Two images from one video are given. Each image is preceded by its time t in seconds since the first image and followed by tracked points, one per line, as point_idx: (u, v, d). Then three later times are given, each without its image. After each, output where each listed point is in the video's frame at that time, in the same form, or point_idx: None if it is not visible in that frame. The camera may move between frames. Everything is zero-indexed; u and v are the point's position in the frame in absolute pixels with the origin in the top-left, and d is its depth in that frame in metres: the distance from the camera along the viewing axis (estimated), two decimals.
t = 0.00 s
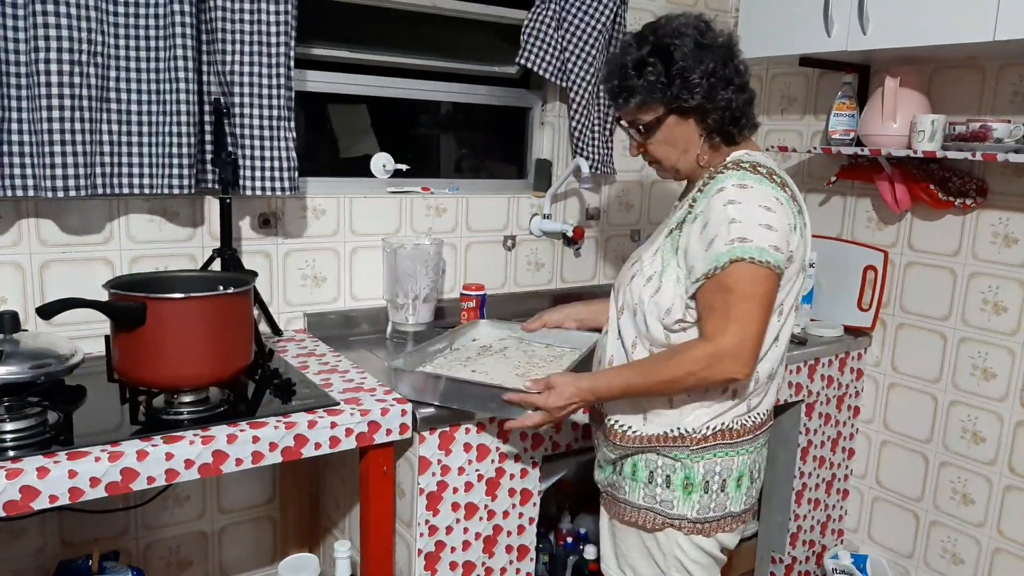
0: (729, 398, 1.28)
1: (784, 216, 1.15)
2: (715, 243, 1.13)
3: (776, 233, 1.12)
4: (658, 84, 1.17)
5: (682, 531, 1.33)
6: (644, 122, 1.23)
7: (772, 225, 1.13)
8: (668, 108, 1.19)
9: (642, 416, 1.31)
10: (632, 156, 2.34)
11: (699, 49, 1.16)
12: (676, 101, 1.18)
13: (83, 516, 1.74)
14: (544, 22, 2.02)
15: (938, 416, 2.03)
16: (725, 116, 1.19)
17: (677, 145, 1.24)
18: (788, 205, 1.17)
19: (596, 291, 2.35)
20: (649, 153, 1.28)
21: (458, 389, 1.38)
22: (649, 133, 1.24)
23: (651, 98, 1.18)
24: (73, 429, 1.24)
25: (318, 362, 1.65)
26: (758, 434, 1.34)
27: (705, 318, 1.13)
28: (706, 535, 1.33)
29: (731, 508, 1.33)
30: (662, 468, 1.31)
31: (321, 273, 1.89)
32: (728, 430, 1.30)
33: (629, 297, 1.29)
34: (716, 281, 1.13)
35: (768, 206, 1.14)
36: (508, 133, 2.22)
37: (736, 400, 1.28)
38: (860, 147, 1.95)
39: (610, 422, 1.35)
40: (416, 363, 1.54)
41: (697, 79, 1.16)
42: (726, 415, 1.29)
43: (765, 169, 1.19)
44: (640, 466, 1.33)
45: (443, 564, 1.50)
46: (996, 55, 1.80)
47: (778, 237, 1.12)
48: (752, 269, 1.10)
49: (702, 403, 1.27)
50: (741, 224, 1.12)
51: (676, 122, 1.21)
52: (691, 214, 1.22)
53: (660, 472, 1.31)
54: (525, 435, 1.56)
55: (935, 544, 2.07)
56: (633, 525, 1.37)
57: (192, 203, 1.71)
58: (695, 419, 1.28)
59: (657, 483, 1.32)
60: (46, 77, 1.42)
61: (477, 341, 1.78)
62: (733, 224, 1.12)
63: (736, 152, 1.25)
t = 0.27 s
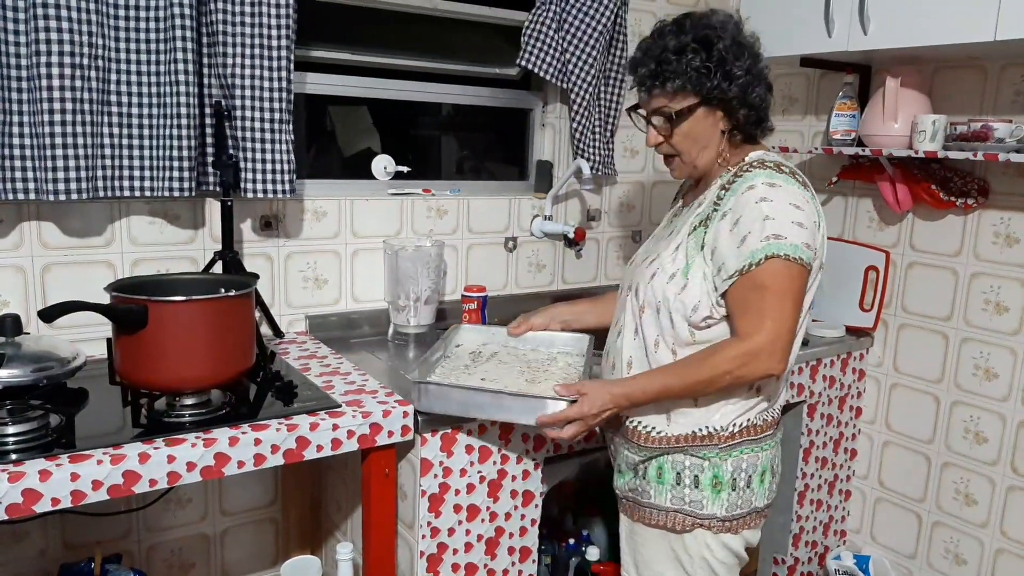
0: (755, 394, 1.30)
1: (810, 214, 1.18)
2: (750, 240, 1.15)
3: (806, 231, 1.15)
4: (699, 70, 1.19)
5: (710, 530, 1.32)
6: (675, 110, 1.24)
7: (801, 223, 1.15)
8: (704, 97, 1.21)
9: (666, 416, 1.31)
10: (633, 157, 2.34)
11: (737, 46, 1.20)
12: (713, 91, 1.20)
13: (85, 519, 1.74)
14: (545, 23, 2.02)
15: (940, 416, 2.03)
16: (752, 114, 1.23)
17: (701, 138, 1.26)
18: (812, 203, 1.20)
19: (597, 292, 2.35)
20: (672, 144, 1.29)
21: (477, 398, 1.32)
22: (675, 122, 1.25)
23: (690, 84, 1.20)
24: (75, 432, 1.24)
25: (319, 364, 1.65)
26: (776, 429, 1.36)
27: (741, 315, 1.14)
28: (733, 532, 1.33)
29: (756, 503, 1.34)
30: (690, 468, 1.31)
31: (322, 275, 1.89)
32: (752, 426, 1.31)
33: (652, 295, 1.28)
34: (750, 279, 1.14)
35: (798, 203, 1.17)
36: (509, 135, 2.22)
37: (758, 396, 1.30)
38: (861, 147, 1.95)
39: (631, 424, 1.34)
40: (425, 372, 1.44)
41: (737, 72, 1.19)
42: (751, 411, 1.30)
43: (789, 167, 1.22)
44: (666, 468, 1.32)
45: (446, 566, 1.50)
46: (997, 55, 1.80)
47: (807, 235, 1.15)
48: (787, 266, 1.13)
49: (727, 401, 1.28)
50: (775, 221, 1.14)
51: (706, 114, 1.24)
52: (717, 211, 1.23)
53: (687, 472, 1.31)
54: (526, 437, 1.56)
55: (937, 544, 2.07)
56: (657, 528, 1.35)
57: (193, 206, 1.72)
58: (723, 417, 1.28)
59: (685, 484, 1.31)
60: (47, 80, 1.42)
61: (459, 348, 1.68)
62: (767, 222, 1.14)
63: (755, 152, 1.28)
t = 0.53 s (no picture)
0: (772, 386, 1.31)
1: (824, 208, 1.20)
2: (766, 232, 1.16)
3: (822, 225, 1.16)
4: (706, 82, 1.20)
5: (731, 522, 1.32)
6: (681, 118, 1.25)
7: (816, 216, 1.16)
8: (710, 106, 1.22)
9: (686, 409, 1.30)
10: (634, 156, 2.34)
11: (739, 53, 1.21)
12: (719, 100, 1.21)
13: (86, 518, 1.74)
14: (545, 22, 2.02)
15: (942, 416, 2.02)
16: (756, 120, 1.25)
17: (706, 144, 1.27)
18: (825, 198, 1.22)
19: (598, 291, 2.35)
20: (678, 151, 1.30)
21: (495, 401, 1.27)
22: (681, 130, 1.26)
23: (696, 95, 1.21)
24: (75, 431, 1.24)
25: (319, 363, 1.64)
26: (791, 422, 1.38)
27: (757, 307, 1.16)
28: (750, 524, 1.34)
29: (772, 496, 1.35)
30: (712, 460, 1.30)
31: (323, 274, 1.89)
32: (772, 418, 1.32)
33: (667, 289, 1.28)
34: (766, 271, 1.16)
35: (812, 197, 1.19)
36: (510, 134, 2.22)
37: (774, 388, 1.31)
38: (863, 147, 1.94)
39: (650, 418, 1.33)
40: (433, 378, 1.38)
41: (743, 82, 1.21)
42: (772, 403, 1.31)
43: (801, 163, 1.24)
44: (686, 461, 1.31)
45: (446, 566, 1.50)
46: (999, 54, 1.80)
47: (823, 228, 1.17)
48: (803, 257, 1.14)
49: (746, 393, 1.29)
50: (791, 214, 1.16)
51: (711, 121, 1.25)
52: (732, 204, 1.24)
53: (709, 465, 1.30)
54: (527, 436, 1.55)
55: (939, 544, 2.07)
56: (678, 523, 1.34)
57: (194, 205, 1.71)
58: (746, 408, 1.29)
59: (706, 476, 1.31)
60: (47, 79, 1.42)
61: (444, 350, 1.61)
62: (784, 215, 1.16)
63: (761, 151, 1.30)
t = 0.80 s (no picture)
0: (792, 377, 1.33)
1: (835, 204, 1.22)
2: (780, 227, 1.17)
3: (833, 219, 1.18)
4: (751, 61, 1.23)
5: (758, 513, 1.33)
6: (713, 91, 1.25)
7: (828, 211, 1.18)
8: (742, 88, 1.24)
9: (709, 403, 1.31)
10: (637, 155, 2.33)
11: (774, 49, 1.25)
12: (753, 85, 1.24)
13: (87, 521, 1.73)
14: (547, 21, 2.01)
15: (948, 415, 2.01)
16: (769, 121, 1.28)
17: (721, 130, 1.28)
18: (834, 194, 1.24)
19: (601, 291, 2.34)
20: (692, 129, 1.29)
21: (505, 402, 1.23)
22: (710, 104, 1.26)
23: (740, 69, 1.22)
24: (77, 433, 1.23)
25: (321, 364, 1.64)
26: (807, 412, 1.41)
27: (768, 303, 1.18)
28: (775, 514, 1.36)
29: (795, 485, 1.37)
30: (740, 452, 1.31)
31: (324, 274, 1.88)
32: (794, 407, 1.35)
33: (681, 287, 1.29)
34: (778, 267, 1.18)
35: (824, 191, 1.20)
36: (512, 133, 2.21)
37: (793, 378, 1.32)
38: (867, 144, 1.93)
39: (675, 413, 1.33)
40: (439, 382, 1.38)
41: (776, 74, 1.25)
42: (794, 392, 1.33)
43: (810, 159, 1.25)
44: (714, 454, 1.32)
45: (450, 568, 1.49)
46: (1004, 50, 1.79)
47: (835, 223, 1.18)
48: (816, 253, 1.16)
49: (767, 383, 1.30)
50: (804, 209, 1.17)
51: (737, 106, 1.27)
52: (743, 200, 1.25)
53: (737, 456, 1.31)
54: (531, 437, 1.54)
55: (945, 544, 2.06)
56: (705, 518, 1.34)
57: (195, 205, 1.70)
58: (771, 398, 1.30)
59: (735, 468, 1.31)
60: (46, 80, 1.41)
61: (443, 353, 1.60)
62: (796, 210, 1.17)
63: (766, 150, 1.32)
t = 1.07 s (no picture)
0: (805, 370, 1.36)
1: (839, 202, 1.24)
2: (785, 223, 1.20)
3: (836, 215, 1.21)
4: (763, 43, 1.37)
5: (777, 505, 1.36)
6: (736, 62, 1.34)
7: (832, 208, 1.21)
8: (753, 67, 1.37)
9: (729, 400, 1.32)
10: (637, 155, 2.34)
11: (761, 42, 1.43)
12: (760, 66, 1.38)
13: (89, 519, 1.74)
14: (547, 22, 2.02)
15: (945, 415, 2.02)
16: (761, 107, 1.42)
17: (739, 104, 1.36)
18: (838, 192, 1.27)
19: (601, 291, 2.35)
20: (721, 101, 1.34)
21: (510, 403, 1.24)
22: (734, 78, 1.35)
23: (756, 44, 1.36)
24: (79, 432, 1.24)
25: (322, 363, 1.65)
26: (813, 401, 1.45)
27: (769, 295, 1.20)
28: (791, 504, 1.39)
29: (807, 474, 1.41)
30: (761, 447, 1.33)
31: (325, 274, 1.89)
32: (807, 399, 1.38)
33: (698, 287, 1.30)
34: (780, 260, 1.20)
35: (827, 188, 1.23)
36: (512, 133, 2.22)
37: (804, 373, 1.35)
38: (866, 145, 1.94)
39: (696, 412, 1.33)
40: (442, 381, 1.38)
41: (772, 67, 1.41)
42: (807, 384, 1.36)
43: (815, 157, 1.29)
44: (736, 451, 1.33)
45: (449, 566, 1.50)
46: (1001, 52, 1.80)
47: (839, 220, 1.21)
48: (819, 248, 1.18)
49: (784, 377, 1.33)
50: (809, 205, 1.19)
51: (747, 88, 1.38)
52: (751, 197, 1.27)
53: (759, 452, 1.33)
54: (530, 436, 1.56)
55: (942, 543, 2.07)
56: (726, 513, 1.36)
57: (196, 205, 1.72)
58: (789, 391, 1.33)
59: (757, 463, 1.33)
60: (49, 81, 1.43)
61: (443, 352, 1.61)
62: (803, 205, 1.20)
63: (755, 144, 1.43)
